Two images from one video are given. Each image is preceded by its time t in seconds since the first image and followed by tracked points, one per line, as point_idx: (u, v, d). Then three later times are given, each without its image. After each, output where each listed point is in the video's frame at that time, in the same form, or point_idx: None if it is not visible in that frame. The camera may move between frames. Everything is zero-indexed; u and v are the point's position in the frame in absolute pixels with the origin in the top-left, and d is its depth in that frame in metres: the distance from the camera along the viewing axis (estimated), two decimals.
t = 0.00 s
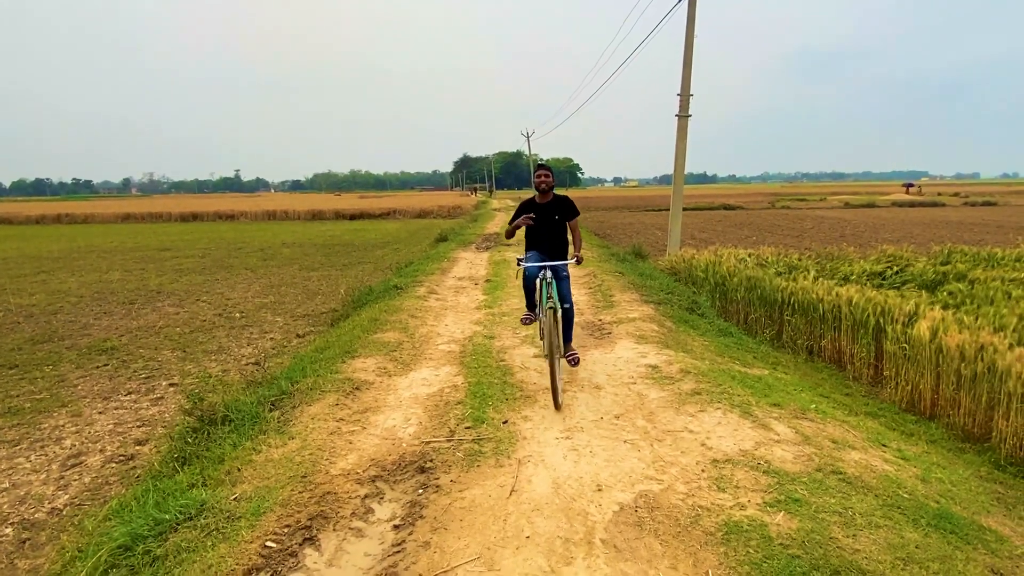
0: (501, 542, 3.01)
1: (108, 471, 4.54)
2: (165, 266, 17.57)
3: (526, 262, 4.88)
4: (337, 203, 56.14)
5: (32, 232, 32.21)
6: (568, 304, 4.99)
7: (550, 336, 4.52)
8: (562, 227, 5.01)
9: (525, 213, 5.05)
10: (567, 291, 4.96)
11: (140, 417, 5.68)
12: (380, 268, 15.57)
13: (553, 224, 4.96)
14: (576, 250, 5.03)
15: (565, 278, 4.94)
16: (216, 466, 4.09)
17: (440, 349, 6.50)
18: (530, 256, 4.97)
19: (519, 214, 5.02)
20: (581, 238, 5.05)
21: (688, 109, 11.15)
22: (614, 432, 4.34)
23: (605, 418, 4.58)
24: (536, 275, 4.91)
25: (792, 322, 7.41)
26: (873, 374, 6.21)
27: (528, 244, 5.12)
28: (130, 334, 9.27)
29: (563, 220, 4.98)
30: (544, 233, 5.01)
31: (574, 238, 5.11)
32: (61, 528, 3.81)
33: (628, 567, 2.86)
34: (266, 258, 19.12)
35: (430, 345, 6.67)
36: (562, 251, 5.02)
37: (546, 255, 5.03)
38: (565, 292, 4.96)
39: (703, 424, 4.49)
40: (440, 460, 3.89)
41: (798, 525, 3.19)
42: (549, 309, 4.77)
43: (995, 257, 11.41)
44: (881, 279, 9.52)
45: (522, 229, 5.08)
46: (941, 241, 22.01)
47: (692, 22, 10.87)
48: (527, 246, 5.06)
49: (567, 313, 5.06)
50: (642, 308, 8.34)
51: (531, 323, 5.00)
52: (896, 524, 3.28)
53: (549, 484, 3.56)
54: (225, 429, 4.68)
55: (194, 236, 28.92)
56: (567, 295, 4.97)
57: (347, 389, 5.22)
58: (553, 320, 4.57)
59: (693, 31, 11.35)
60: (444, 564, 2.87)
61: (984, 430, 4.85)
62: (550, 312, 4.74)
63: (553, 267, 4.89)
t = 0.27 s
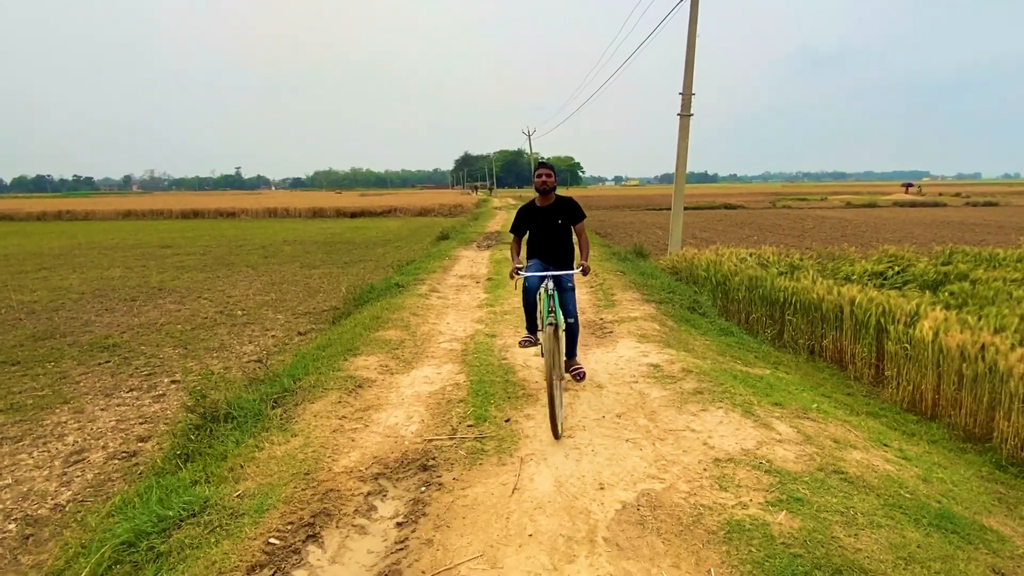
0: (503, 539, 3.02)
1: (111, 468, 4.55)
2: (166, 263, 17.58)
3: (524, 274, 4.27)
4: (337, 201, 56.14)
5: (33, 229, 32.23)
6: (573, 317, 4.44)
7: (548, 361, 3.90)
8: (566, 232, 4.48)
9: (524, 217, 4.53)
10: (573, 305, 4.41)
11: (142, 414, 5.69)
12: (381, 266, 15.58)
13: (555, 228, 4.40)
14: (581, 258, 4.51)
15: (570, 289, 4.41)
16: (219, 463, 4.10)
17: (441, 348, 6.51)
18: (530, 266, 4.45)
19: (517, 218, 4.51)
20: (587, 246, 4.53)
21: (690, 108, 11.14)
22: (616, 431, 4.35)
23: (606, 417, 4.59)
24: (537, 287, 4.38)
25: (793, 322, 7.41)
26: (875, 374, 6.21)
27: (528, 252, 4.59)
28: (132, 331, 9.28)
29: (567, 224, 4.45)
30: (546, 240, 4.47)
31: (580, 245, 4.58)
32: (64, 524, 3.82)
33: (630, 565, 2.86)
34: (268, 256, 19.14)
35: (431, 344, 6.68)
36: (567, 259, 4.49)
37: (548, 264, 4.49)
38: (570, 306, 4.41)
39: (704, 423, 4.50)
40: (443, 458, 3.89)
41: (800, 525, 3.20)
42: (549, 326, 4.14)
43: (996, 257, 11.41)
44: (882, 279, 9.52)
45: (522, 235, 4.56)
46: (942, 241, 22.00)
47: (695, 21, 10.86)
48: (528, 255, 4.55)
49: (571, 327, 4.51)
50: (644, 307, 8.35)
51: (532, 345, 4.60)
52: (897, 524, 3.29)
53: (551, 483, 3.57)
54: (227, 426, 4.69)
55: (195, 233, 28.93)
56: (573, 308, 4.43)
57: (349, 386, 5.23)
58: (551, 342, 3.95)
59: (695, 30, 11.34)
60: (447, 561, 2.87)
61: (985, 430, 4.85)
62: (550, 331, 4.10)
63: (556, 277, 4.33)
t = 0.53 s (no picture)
0: (506, 537, 3.02)
1: (113, 464, 4.55)
2: (168, 260, 17.60)
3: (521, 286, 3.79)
4: (339, 199, 56.14)
5: (35, 226, 32.25)
6: (576, 330, 4.12)
7: (531, 381, 3.33)
8: (568, 236, 4.14)
9: (521, 221, 4.20)
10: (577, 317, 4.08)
11: (144, 411, 5.69)
12: (383, 263, 15.59)
13: (556, 232, 4.10)
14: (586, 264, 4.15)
15: (575, 300, 4.05)
16: (222, 460, 4.11)
17: (443, 346, 6.51)
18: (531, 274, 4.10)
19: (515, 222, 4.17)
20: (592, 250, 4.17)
21: (692, 107, 11.13)
22: (618, 429, 4.35)
23: (609, 415, 4.59)
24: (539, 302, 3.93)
25: (795, 321, 7.41)
26: (877, 374, 6.21)
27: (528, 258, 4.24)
28: (133, 328, 9.30)
29: (568, 227, 4.11)
30: (546, 246, 4.12)
31: (584, 248, 4.21)
32: (67, 520, 3.83)
33: (633, 563, 2.87)
34: (269, 253, 19.15)
35: (433, 342, 6.68)
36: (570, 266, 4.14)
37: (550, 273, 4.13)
38: (575, 318, 4.08)
39: (707, 421, 4.50)
40: (445, 455, 3.90)
41: (802, 523, 3.20)
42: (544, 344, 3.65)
43: (998, 257, 11.40)
44: (884, 278, 9.51)
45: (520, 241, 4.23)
46: (944, 241, 21.97)
47: (697, 20, 10.84)
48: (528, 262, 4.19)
49: (576, 342, 4.18)
50: (645, 305, 8.35)
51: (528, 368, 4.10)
52: (900, 522, 3.29)
53: (553, 480, 3.57)
54: (230, 423, 4.69)
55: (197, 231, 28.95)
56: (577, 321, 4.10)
57: (351, 384, 5.24)
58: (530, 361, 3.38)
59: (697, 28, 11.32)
60: (450, 558, 2.88)
61: (987, 429, 4.85)
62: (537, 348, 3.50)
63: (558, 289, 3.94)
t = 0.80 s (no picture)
0: (507, 535, 3.02)
1: (115, 462, 4.56)
2: (170, 258, 17.62)
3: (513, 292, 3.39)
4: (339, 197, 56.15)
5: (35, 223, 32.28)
6: (572, 350, 3.62)
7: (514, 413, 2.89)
8: (567, 243, 3.59)
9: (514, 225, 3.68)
10: (574, 336, 3.58)
11: (146, 409, 5.70)
12: (384, 261, 15.59)
13: (553, 238, 3.57)
14: (587, 276, 3.60)
15: (572, 317, 3.55)
16: (223, 457, 4.11)
17: (444, 344, 6.51)
18: (523, 286, 3.59)
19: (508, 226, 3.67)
20: (595, 259, 3.61)
21: (694, 105, 11.11)
22: (619, 427, 4.35)
23: (609, 414, 4.59)
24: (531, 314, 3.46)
25: (796, 320, 7.41)
26: (877, 373, 6.21)
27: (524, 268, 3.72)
28: (134, 325, 9.31)
29: (567, 232, 3.56)
30: (542, 254, 3.62)
31: (588, 258, 3.64)
32: (68, 517, 3.84)
33: (633, 561, 2.87)
34: (270, 251, 19.16)
35: (434, 340, 6.68)
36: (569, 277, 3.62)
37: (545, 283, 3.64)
38: (571, 338, 3.59)
39: (707, 420, 4.50)
40: (446, 453, 3.90)
41: (803, 522, 3.20)
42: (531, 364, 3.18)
43: (1000, 257, 11.39)
44: (886, 277, 9.50)
45: (513, 247, 3.72)
46: (945, 240, 21.94)
47: (699, 18, 10.82)
48: (521, 272, 3.68)
49: (572, 364, 3.70)
50: (646, 304, 8.35)
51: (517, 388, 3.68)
52: (900, 521, 3.29)
53: (554, 479, 3.57)
54: (231, 421, 4.70)
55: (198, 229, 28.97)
56: (575, 339, 3.60)
57: (352, 382, 5.24)
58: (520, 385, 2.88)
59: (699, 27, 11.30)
60: (451, 556, 2.88)
61: (988, 429, 4.85)
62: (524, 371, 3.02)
63: (553, 303, 3.42)
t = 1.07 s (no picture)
0: (507, 532, 3.02)
1: (115, 459, 4.56)
2: (170, 256, 17.63)
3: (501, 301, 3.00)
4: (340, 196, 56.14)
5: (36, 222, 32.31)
6: (570, 369, 3.12)
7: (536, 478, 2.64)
8: (567, 249, 3.30)
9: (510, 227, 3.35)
10: (572, 353, 3.09)
11: (146, 406, 5.70)
12: (384, 260, 15.60)
13: (552, 243, 3.29)
14: (586, 287, 3.30)
15: (570, 332, 3.11)
16: (223, 455, 4.11)
17: (444, 342, 6.51)
18: (516, 294, 3.28)
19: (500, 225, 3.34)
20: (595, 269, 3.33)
21: (694, 104, 11.10)
22: (619, 425, 4.35)
23: (610, 412, 4.59)
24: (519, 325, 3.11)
25: (797, 318, 7.40)
26: (878, 371, 6.21)
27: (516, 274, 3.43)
28: (135, 323, 9.31)
29: (568, 238, 3.28)
30: (538, 259, 3.33)
31: (587, 267, 3.35)
32: (69, 514, 3.84)
33: (634, 558, 2.87)
34: (270, 250, 19.16)
35: (435, 338, 6.68)
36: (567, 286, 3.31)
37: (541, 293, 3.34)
38: (569, 354, 3.10)
39: (708, 418, 4.50)
40: (446, 451, 3.90)
41: (803, 519, 3.20)
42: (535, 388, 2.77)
43: (1000, 256, 11.38)
44: (886, 276, 9.49)
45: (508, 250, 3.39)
46: (946, 239, 21.93)
47: (700, 16, 10.81)
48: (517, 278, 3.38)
49: (570, 385, 3.18)
50: (646, 302, 8.35)
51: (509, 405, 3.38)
52: (901, 519, 3.29)
53: (554, 477, 3.57)
54: (231, 418, 4.70)
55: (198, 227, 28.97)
56: (573, 358, 3.10)
57: (353, 379, 5.24)
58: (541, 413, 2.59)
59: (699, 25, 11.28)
60: (451, 554, 2.88)
61: (988, 427, 4.84)
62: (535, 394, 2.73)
63: (548, 315, 2.99)
